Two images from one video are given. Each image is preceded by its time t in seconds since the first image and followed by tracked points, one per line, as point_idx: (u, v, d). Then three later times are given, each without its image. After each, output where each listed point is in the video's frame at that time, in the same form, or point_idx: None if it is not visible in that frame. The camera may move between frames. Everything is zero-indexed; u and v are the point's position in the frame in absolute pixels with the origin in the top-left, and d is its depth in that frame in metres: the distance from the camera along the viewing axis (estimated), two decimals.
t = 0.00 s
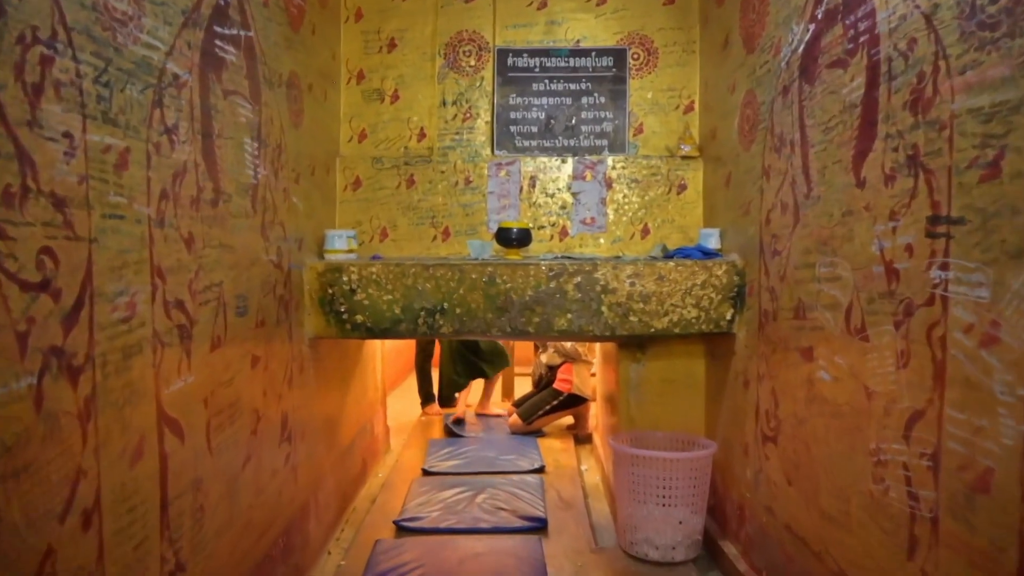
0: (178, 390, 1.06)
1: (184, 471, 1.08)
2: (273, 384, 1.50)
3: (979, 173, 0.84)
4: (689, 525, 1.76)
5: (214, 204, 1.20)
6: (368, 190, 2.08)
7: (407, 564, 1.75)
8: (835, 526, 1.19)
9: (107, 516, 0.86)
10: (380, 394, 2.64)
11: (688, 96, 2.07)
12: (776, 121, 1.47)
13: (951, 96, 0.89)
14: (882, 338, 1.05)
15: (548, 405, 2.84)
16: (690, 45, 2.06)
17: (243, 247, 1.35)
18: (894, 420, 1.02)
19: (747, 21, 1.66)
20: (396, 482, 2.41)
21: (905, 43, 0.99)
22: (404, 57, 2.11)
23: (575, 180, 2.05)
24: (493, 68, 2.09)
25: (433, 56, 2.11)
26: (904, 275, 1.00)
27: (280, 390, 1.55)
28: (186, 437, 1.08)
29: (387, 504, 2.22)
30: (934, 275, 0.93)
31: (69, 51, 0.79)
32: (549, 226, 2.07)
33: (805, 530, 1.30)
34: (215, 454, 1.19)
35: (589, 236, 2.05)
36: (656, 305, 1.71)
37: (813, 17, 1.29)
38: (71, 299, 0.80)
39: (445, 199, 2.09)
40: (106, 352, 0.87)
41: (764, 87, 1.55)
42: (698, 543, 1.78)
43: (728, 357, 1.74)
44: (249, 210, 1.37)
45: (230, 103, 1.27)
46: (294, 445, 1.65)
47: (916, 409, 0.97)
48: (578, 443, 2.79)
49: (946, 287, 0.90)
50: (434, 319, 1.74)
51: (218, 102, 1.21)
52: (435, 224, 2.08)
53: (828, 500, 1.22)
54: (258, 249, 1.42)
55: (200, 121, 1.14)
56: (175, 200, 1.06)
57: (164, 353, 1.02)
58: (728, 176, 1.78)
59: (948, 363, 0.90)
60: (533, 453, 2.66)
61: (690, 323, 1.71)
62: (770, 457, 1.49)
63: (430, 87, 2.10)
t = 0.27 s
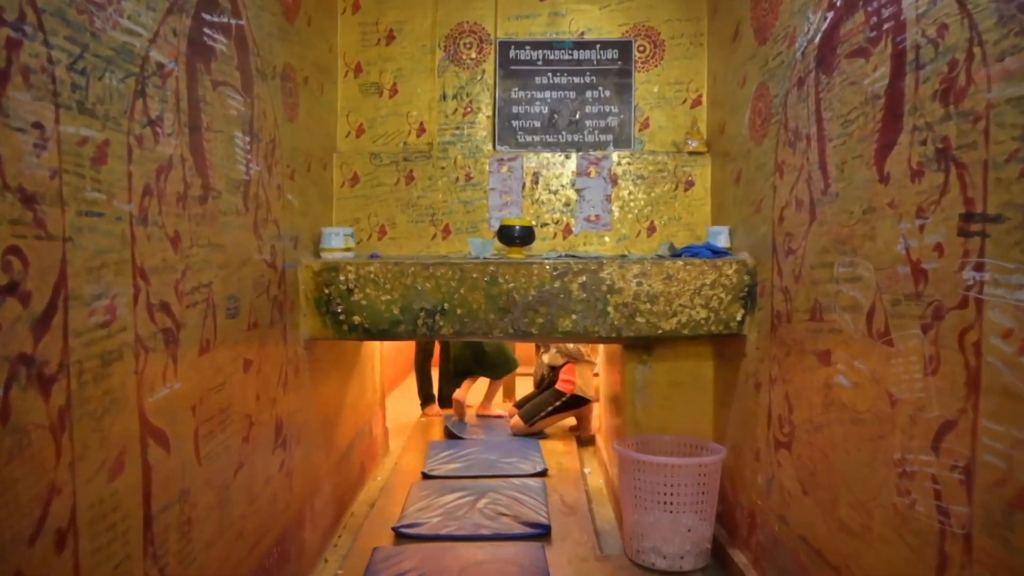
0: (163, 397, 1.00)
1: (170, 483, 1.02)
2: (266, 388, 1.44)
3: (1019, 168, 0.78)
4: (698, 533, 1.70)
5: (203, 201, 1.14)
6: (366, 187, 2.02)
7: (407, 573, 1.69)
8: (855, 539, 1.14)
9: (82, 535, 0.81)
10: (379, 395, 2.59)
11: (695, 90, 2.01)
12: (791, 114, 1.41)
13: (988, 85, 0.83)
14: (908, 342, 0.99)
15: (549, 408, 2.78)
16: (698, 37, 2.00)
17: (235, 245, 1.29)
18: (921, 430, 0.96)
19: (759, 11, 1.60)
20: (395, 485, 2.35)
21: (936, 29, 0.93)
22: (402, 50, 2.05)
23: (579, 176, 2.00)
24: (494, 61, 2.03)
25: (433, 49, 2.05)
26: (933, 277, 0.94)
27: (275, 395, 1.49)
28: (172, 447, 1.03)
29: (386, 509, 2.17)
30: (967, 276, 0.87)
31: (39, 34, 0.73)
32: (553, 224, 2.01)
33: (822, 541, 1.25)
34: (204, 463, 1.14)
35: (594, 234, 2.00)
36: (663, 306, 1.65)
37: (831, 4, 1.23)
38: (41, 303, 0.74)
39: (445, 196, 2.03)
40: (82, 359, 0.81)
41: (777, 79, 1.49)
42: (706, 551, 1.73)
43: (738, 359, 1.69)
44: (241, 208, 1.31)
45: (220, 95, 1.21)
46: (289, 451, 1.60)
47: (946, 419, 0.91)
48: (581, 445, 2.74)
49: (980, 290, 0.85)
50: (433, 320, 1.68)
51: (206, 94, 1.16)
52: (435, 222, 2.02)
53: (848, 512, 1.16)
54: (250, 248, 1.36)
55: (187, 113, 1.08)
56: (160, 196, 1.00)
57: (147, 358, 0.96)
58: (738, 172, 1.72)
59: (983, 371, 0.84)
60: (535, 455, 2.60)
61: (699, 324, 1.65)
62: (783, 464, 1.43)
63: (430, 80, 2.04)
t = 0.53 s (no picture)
0: (146, 406, 0.94)
1: (154, 496, 0.96)
2: (259, 393, 1.38)
3: None
4: (707, 541, 1.64)
5: (190, 198, 1.08)
6: (364, 184, 1.96)
7: None
8: (877, 554, 1.08)
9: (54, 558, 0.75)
10: (377, 397, 2.53)
11: (703, 83, 1.94)
12: (806, 107, 1.35)
13: None
14: (938, 348, 0.93)
15: (552, 409, 2.71)
16: (706, 30, 1.94)
17: (225, 244, 1.23)
18: (952, 441, 0.90)
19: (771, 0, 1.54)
20: (394, 490, 2.30)
21: (970, 13, 0.87)
22: (401, 42, 1.99)
23: (583, 173, 1.94)
24: (496, 54, 1.97)
25: (432, 41, 1.98)
26: (965, 278, 0.88)
27: (268, 399, 1.44)
28: (156, 459, 0.97)
29: (384, 514, 2.11)
30: (1004, 277, 0.81)
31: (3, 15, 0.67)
32: (557, 222, 1.95)
33: (840, 555, 1.19)
34: (191, 474, 1.08)
35: (599, 232, 1.94)
36: (672, 307, 1.59)
37: None
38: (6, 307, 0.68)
39: (446, 193, 1.97)
40: (53, 368, 0.75)
41: (791, 71, 1.43)
42: (716, 561, 1.67)
43: (749, 362, 1.63)
44: (232, 205, 1.25)
45: (208, 86, 1.15)
46: (284, 457, 1.54)
47: (981, 430, 0.85)
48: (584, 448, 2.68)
49: (1021, 292, 0.79)
50: (433, 321, 1.62)
51: (194, 84, 1.10)
52: (435, 220, 1.96)
53: (869, 525, 1.10)
54: (242, 247, 1.30)
55: (172, 104, 1.02)
56: (142, 192, 0.94)
57: (128, 365, 0.90)
58: (749, 168, 1.66)
59: None
60: (538, 459, 2.54)
61: (708, 326, 1.60)
62: (797, 472, 1.37)
63: (429, 74, 1.98)
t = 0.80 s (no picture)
0: (117, 420, 0.86)
1: (127, 518, 0.88)
2: (247, 400, 1.30)
3: None
4: (722, 546, 1.56)
5: (169, 192, 1.00)
6: (360, 179, 1.88)
7: None
8: None
9: None
10: (375, 399, 2.45)
11: (714, 74, 1.86)
12: (829, 97, 1.27)
13: None
14: (983, 356, 0.85)
15: (550, 415, 2.63)
16: (717, 18, 1.86)
17: (209, 242, 1.15)
18: (999, 459, 0.83)
19: None
20: (392, 496, 2.22)
21: None
22: (399, 31, 1.91)
23: (589, 168, 1.86)
24: (498, 44, 1.89)
25: (431, 31, 1.90)
26: (1016, 280, 0.80)
27: (257, 407, 1.36)
28: (129, 476, 0.89)
29: (381, 522, 2.04)
30: None
31: None
32: (561, 218, 1.87)
33: None
34: (171, 490, 1.00)
35: (605, 230, 1.86)
36: (683, 308, 1.52)
37: None
38: None
39: (445, 188, 1.89)
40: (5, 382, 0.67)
41: (812, 59, 1.34)
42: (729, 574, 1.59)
43: (763, 366, 1.55)
44: (216, 200, 1.17)
45: (189, 72, 1.07)
46: (275, 466, 1.46)
47: None
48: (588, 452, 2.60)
49: None
50: (432, 323, 1.54)
51: (172, 69, 1.01)
52: (434, 217, 1.88)
53: (901, 545, 1.02)
54: (228, 245, 1.23)
55: (147, 90, 0.94)
56: (113, 186, 0.86)
57: (96, 375, 0.82)
58: (764, 162, 1.58)
59: None
60: (540, 463, 2.46)
61: (721, 328, 1.52)
62: (818, 484, 1.30)
63: (428, 64, 1.90)
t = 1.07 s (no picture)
0: (91, 432, 0.80)
1: (103, 536, 0.82)
2: (236, 407, 1.24)
3: None
4: (732, 544, 1.50)
5: (150, 187, 0.94)
6: (356, 176, 1.82)
7: None
8: None
9: None
10: (373, 401, 2.39)
11: (722, 67, 1.80)
12: (847, 88, 1.21)
13: None
14: (1021, 364, 0.79)
15: (553, 417, 2.58)
16: (725, 9, 1.80)
17: (195, 241, 1.09)
18: None
19: None
20: (390, 501, 2.16)
21: None
22: (396, 23, 1.84)
23: (593, 164, 1.80)
24: (499, 36, 1.83)
25: (430, 22, 1.84)
26: None
27: (248, 413, 1.30)
28: (105, 493, 0.83)
29: (379, 529, 1.98)
30: None
31: None
32: (564, 216, 1.82)
33: None
34: (152, 505, 0.94)
35: (609, 228, 1.80)
36: (692, 309, 1.46)
37: None
38: None
39: (444, 185, 1.83)
40: None
41: (828, 49, 1.28)
42: None
43: (775, 369, 1.49)
44: (203, 197, 1.11)
45: (173, 60, 1.01)
46: (267, 473, 1.41)
47: None
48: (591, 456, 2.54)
49: None
50: (430, 325, 1.49)
51: (153, 57, 0.95)
52: (433, 214, 1.82)
53: (926, 562, 0.97)
54: (216, 244, 1.17)
55: (125, 78, 0.88)
56: (86, 179, 0.80)
57: (67, 385, 0.76)
58: (776, 157, 1.52)
59: None
60: (542, 466, 2.41)
61: (731, 330, 1.46)
62: (834, 494, 1.24)
63: (427, 57, 1.84)
